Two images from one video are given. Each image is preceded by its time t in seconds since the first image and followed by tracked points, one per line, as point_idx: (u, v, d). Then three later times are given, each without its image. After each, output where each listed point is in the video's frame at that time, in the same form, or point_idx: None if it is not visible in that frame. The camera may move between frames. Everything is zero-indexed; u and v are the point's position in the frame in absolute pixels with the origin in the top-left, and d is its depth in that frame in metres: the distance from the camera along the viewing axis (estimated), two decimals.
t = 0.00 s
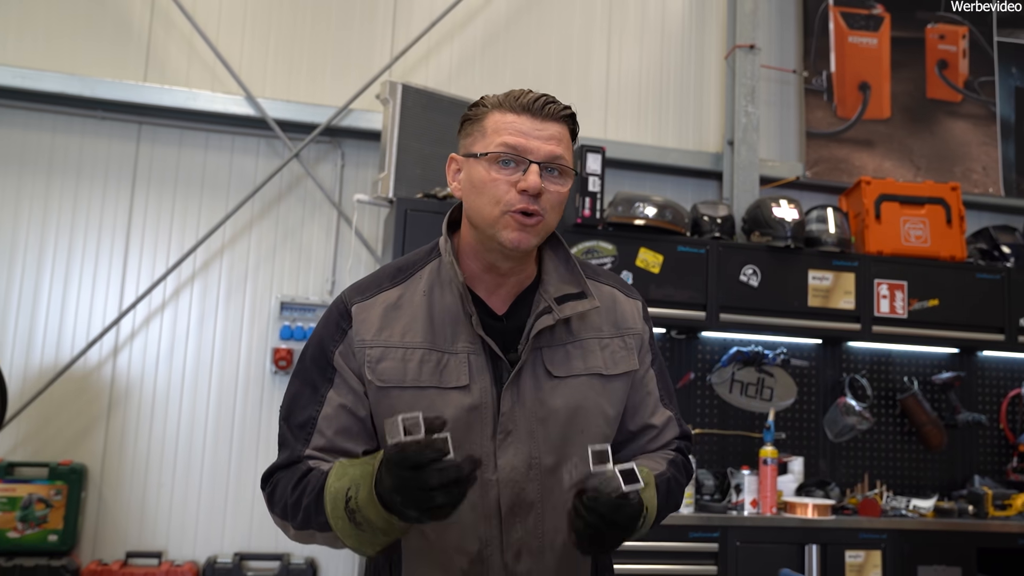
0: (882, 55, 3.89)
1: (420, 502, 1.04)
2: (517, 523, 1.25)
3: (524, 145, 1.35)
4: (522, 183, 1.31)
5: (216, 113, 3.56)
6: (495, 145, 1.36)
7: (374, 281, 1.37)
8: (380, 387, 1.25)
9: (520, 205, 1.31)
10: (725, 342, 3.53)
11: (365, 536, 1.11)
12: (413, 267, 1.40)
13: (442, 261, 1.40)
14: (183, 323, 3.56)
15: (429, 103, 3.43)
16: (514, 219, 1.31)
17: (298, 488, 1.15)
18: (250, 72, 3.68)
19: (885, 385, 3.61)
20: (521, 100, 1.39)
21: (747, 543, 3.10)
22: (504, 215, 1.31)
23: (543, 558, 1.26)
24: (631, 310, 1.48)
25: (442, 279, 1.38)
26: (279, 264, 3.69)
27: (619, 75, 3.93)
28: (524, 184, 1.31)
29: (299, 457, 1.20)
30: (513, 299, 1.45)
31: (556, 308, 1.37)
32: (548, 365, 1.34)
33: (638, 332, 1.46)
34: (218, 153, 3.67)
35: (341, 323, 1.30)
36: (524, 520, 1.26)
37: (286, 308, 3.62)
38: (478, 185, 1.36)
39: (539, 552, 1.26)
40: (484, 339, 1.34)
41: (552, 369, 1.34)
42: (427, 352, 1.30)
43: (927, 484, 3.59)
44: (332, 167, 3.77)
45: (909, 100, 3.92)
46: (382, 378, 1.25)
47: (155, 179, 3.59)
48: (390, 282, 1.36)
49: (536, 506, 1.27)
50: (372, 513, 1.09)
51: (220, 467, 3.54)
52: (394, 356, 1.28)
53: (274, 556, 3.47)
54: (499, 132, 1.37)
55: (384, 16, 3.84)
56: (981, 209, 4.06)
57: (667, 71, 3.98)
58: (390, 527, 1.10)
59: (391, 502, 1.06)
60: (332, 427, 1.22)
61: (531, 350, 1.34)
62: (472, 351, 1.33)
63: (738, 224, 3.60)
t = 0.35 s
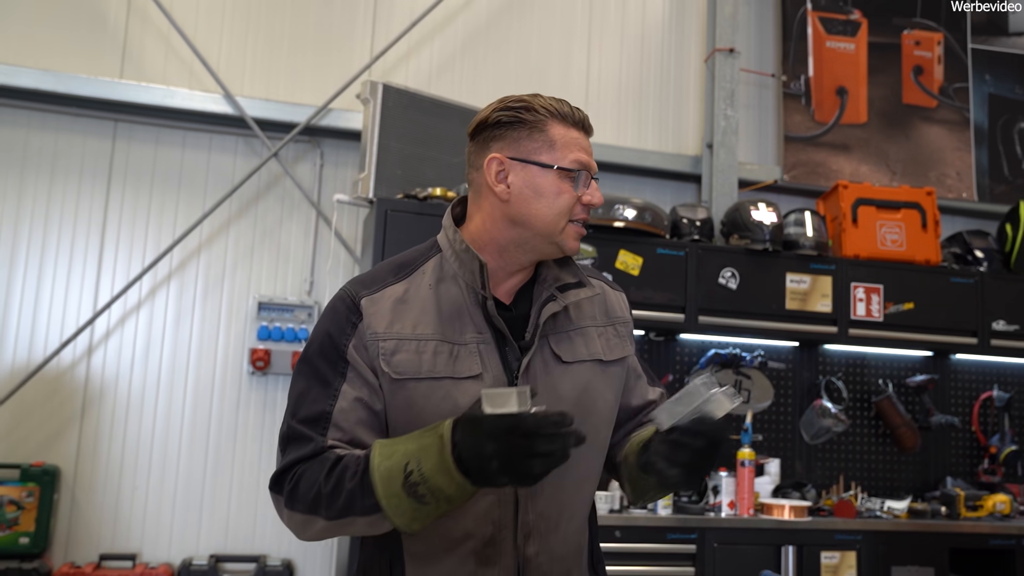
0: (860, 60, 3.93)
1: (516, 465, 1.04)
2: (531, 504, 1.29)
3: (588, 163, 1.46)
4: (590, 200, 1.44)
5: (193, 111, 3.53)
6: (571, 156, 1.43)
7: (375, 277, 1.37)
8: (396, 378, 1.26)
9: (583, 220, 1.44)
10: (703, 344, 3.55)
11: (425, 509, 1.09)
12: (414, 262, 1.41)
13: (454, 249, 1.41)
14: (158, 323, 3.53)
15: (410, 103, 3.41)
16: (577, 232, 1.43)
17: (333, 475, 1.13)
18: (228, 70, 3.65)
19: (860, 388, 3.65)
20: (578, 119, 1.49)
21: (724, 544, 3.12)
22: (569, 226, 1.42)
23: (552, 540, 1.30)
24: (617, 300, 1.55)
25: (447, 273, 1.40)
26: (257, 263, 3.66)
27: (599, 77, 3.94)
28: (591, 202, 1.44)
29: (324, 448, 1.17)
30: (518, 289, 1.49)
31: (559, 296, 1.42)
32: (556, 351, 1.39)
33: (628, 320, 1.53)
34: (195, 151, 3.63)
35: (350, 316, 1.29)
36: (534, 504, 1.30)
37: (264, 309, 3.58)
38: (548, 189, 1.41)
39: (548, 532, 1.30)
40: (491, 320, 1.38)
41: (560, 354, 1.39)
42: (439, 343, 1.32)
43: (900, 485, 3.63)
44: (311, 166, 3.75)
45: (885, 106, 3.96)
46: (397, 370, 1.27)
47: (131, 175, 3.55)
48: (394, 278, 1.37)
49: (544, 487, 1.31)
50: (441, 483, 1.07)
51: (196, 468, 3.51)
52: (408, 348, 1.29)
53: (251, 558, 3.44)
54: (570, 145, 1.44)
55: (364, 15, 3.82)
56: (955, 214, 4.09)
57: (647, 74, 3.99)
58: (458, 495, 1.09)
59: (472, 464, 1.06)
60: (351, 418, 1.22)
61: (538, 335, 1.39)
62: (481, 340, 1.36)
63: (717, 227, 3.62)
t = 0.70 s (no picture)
0: (817, 64, 3.99)
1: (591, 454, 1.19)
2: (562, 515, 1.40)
3: (575, 174, 1.46)
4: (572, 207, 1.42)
5: (150, 100, 3.46)
6: (548, 172, 1.47)
7: (431, 283, 1.42)
8: (451, 382, 1.32)
9: (565, 227, 1.42)
10: (660, 342, 3.60)
11: (500, 503, 1.21)
12: (467, 273, 1.46)
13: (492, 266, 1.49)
14: (111, 316, 3.47)
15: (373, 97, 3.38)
16: (558, 240, 1.42)
17: (411, 472, 1.20)
18: (185, 58, 3.59)
19: (812, 386, 3.71)
20: (575, 133, 1.50)
21: (679, 539, 3.15)
22: (549, 236, 1.42)
23: (573, 544, 1.43)
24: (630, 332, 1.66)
25: (495, 287, 1.47)
26: (214, 255, 3.61)
27: (561, 74, 3.95)
28: (574, 208, 1.42)
29: (397, 445, 1.23)
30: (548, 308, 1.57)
31: (598, 324, 1.52)
32: (587, 374, 1.49)
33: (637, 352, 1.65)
34: (152, 141, 3.57)
35: (412, 319, 1.34)
36: (562, 511, 1.41)
37: (220, 302, 3.52)
38: (529, 207, 1.46)
39: (572, 539, 1.42)
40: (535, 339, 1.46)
41: (589, 377, 1.49)
42: (489, 352, 1.38)
43: (849, 482, 3.70)
44: (270, 158, 3.71)
45: (841, 109, 4.03)
46: (453, 374, 1.33)
47: (85, 163, 3.48)
48: (449, 286, 1.42)
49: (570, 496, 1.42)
50: (520, 479, 1.20)
51: (149, 462, 3.46)
52: (463, 355, 1.35)
53: (205, 553, 3.41)
54: (553, 159, 1.48)
55: (325, 7, 3.79)
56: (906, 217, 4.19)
57: (609, 72, 4.01)
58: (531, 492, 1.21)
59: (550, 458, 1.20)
60: (411, 418, 1.28)
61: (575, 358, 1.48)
62: (525, 353, 1.43)
63: (676, 226, 3.65)
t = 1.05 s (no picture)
0: (765, 55, 4.08)
1: (557, 453, 1.33)
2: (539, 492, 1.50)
3: (571, 181, 1.52)
4: (568, 215, 1.48)
5: (98, 77, 3.39)
6: (547, 179, 1.54)
7: (452, 265, 1.54)
8: (451, 359, 1.45)
9: (563, 232, 1.49)
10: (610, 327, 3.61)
11: (471, 479, 1.37)
12: (486, 260, 1.57)
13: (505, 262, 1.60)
14: (58, 298, 3.41)
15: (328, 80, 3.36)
16: (557, 246, 1.50)
17: (400, 438, 1.34)
18: (134, 36, 3.52)
19: (758, 370, 3.81)
20: (573, 140, 1.55)
21: (628, 521, 3.22)
22: (550, 240, 1.51)
23: (548, 521, 1.52)
24: (643, 336, 1.72)
25: (509, 276, 1.57)
26: (164, 236, 3.57)
27: (515, 60, 3.97)
28: (569, 216, 1.49)
29: (390, 413, 1.36)
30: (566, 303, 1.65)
31: (605, 324, 1.60)
32: (584, 369, 1.58)
33: (645, 355, 1.71)
34: (100, 119, 3.50)
35: (424, 299, 1.46)
36: (543, 491, 1.51)
37: (171, 284, 3.49)
38: (533, 213, 1.55)
39: (549, 516, 1.52)
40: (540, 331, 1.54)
41: (587, 372, 1.58)
42: (492, 336, 1.49)
43: (792, 463, 3.82)
44: (222, 140, 3.67)
45: (788, 100, 4.12)
46: (454, 353, 1.45)
47: (29, 140, 3.40)
48: (466, 270, 1.54)
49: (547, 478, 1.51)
50: (495, 462, 1.35)
51: (97, 446, 3.41)
52: (466, 336, 1.47)
53: (155, 537, 3.39)
54: (552, 167, 1.54)
55: None
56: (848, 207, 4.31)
57: (563, 59, 4.05)
58: (501, 475, 1.36)
59: (522, 451, 1.34)
60: (408, 390, 1.42)
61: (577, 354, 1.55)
62: (528, 341, 1.52)
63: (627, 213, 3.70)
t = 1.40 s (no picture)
0: (735, 52, 4.14)
1: (537, 453, 1.34)
2: (524, 487, 1.52)
3: (552, 183, 1.51)
4: (549, 217, 1.49)
5: (67, 70, 3.35)
6: (529, 181, 1.54)
7: (436, 265, 1.56)
8: (434, 359, 1.47)
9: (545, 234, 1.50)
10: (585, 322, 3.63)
11: (455, 477, 1.39)
12: (470, 260, 1.59)
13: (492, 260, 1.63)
14: (26, 294, 3.36)
15: (303, 75, 3.35)
16: (539, 246, 1.51)
17: (383, 438, 1.37)
18: (104, 29, 3.49)
19: (729, 363, 3.88)
20: (556, 141, 1.54)
21: (604, 514, 3.26)
22: (532, 242, 1.52)
23: (534, 516, 1.53)
24: (629, 332, 1.74)
25: (492, 276, 1.59)
26: (136, 232, 3.53)
27: (488, 56, 3.99)
28: (550, 217, 1.49)
29: (374, 412, 1.39)
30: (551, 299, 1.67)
31: (586, 321, 1.62)
32: (566, 365, 1.60)
33: (630, 350, 1.73)
34: (69, 113, 3.46)
35: (407, 299, 1.49)
36: (529, 484, 1.53)
37: (143, 280, 3.45)
38: (516, 213, 1.55)
39: (535, 511, 1.53)
40: (522, 328, 1.56)
41: (570, 369, 1.60)
42: (475, 335, 1.51)
43: (763, 455, 3.89)
44: (195, 134, 3.64)
45: (758, 97, 4.19)
46: (437, 352, 1.47)
47: None
48: (450, 270, 1.56)
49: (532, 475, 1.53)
50: (476, 460, 1.37)
51: (67, 445, 3.37)
52: (449, 336, 1.49)
53: (128, 536, 3.35)
54: (534, 169, 1.54)
55: None
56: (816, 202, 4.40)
57: (536, 55, 4.07)
58: (483, 473, 1.39)
59: (503, 450, 1.35)
60: (393, 389, 1.44)
61: (559, 352, 1.58)
62: (511, 339, 1.55)
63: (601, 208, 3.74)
